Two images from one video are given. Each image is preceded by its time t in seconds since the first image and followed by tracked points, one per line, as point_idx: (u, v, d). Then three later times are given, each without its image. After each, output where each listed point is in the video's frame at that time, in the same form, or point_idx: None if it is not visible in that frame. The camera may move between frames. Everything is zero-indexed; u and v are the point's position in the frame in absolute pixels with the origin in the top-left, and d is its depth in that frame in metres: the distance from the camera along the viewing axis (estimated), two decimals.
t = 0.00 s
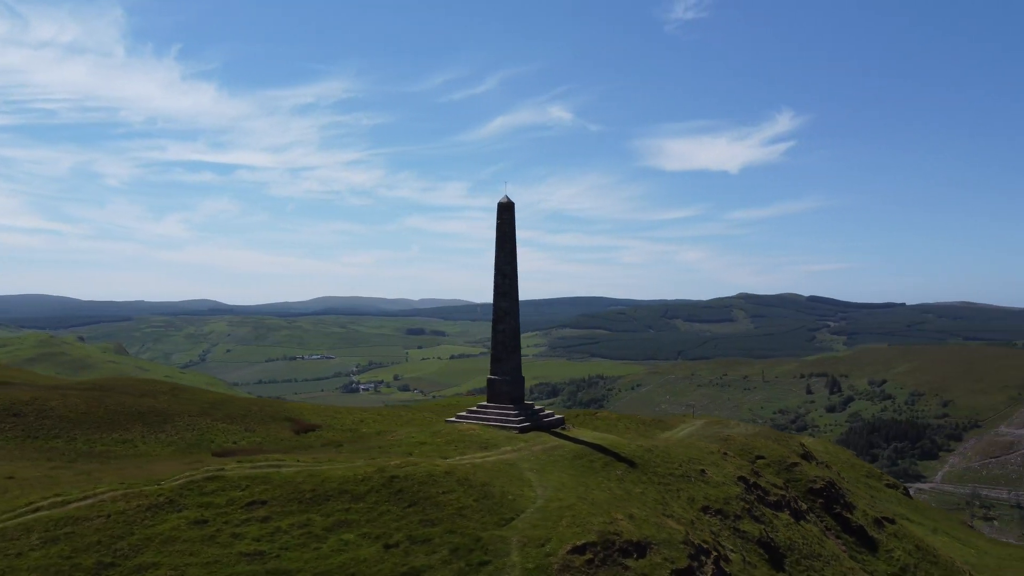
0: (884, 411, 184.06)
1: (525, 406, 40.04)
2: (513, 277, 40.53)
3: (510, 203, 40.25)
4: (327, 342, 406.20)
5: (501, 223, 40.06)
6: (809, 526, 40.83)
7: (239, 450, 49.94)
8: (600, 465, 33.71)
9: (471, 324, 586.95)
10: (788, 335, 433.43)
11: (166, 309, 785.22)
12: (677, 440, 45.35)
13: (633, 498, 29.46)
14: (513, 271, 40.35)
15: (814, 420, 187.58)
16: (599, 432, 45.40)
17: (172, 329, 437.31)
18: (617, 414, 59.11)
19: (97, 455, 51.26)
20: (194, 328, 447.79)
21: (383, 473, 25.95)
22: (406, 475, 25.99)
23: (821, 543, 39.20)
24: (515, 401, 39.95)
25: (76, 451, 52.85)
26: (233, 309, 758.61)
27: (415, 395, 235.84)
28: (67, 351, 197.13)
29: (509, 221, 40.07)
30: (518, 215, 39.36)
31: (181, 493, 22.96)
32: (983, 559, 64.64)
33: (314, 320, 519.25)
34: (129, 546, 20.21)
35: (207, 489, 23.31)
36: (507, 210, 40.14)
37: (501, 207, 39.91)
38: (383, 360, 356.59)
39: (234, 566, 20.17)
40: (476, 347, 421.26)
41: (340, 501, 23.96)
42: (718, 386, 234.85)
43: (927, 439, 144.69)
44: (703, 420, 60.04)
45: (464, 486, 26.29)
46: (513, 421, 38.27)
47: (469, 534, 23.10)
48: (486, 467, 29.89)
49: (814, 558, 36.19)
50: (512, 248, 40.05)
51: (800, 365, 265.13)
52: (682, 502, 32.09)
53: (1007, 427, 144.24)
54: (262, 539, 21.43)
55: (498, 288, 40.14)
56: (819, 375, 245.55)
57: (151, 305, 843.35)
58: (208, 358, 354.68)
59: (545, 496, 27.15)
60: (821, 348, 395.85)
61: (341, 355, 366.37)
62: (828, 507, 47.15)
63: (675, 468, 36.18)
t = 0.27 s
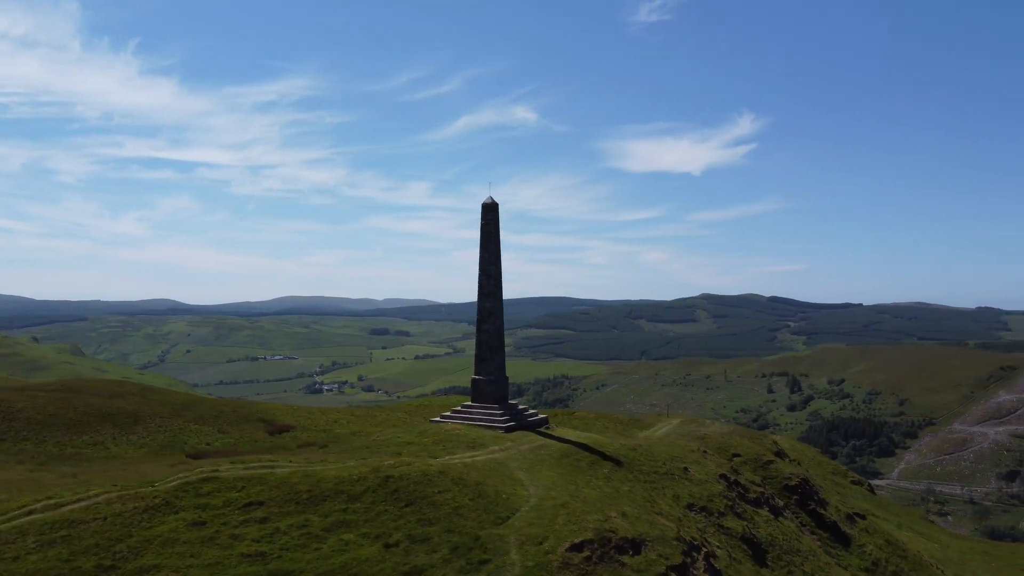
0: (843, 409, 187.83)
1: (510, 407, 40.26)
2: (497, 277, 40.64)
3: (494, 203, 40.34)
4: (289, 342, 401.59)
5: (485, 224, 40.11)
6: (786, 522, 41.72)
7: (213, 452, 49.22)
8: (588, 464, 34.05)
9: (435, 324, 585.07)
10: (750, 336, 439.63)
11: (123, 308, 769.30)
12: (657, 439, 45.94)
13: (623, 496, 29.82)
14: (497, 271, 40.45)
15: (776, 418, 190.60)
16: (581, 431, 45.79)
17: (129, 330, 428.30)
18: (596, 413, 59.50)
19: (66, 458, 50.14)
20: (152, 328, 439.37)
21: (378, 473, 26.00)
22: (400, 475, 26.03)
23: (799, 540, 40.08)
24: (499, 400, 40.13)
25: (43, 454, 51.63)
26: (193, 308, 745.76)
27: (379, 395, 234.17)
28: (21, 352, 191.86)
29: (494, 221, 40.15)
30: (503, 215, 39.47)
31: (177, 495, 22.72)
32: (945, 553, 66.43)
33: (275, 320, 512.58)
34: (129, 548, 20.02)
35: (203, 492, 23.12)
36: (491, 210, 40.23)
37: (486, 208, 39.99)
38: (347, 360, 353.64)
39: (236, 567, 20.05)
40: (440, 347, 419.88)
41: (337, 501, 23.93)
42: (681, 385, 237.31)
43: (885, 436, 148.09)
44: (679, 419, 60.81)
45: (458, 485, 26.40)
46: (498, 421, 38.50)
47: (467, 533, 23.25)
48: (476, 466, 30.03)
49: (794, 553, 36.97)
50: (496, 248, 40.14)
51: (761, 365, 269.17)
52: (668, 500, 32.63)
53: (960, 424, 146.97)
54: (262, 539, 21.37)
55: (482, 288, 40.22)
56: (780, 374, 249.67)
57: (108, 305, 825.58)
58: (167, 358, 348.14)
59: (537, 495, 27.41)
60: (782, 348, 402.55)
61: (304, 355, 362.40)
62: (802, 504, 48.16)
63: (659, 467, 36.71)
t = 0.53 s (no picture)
0: (814, 408, 190.39)
1: (503, 407, 40.52)
2: (491, 277, 40.77)
3: (488, 205, 40.43)
4: (261, 342, 397.71)
5: (479, 225, 40.20)
6: (775, 518, 42.44)
7: (200, 452, 48.74)
8: (584, 462, 34.42)
9: (409, 324, 582.88)
10: (722, 336, 443.76)
11: (89, 308, 756.63)
12: (647, 438, 46.44)
13: (621, 494, 30.21)
14: (490, 272, 40.58)
15: (749, 418, 192.68)
16: (573, 430, 46.18)
17: (96, 330, 421.23)
18: (584, 413, 59.86)
19: (47, 459, 49.33)
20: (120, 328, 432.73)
21: (382, 473, 26.12)
22: (404, 475, 26.18)
23: (788, 536, 40.81)
24: (493, 400, 40.38)
25: (23, 455, 50.78)
26: (162, 307, 735.56)
27: (353, 395, 232.80)
28: None
29: (488, 223, 40.25)
30: (497, 216, 39.61)
31: (184, 496, 22.66)
32: (922, 548, 67.73)
33: (246, 321, 507.14)
34: (141, 549, 20.00)
35: (210, 493, 23.10)
36: (485, 211, 40.34)
37: (479, 209, 40.06)
38: (319, 360, 351.09)
39: (249, 567, 20.10)
40: (414, 347, 418.45)
41: (344, 501, 24.03)
42: (655, 385, 238.96)
43: (855, 435, 150.51)
44: (664, 418, 61.38)
45: (461, 484, 26.59)
46: (494, 421, 38.73)
47: (475, 531, 23.47)
48: (477, 465, 30.25)
49: (783, 549, 37.67)
50: (490, 249, 40.25)
51: (733, 365, 271.88)
52: (664, 498, 33.12)
53: (927, 422, 148.95)
54: (272, 539, 21.44)
55: (476, 289, 40.36)
56: (752, 374, 252.51)
57: (74, 305, 811.60)
58: (136, 359, 342.97)
59: (539, 493, 27.70)
60: (753, 348, 406.90)
61: (276, 356, 359.12)
62: (787, 501, 48.97)
63: (653, 465, 37.18)
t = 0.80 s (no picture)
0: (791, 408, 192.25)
1: (502, 406, 40.77)
2: (489, 278, 40.99)
3: (486, 206, 40.64)
4: (238, 343, 394.49)
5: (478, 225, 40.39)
6: (769, 516, 43.04)
7: (192, 452, 48.36)
8: (587, 461, 34.77)
9: (388, 325, 580.99)
10: (700, 336, 446.91)
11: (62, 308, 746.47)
12: (642, 437, 46.89)
13: (625, 492, 30.57)
14: (489, 272, 40.79)
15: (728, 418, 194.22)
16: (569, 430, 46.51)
17: (69, 330, 415.43)
18: (577, 413, 60.18)
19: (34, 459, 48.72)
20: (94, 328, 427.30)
21: (393, 473, 26.27)
22: (413, 474, 26.34)
23: (782, 533, 41.42)
24: (491, 400, 40.62)
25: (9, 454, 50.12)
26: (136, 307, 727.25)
27: (332, 396, 231.71)
28: None
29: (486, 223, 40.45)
30: (496, 217, 39.81)
31: (199, 496, 22.68)
32: (906, 545, 68.70)
33: (223, 321, 502.81)
34: (159, 549, 20.01)
35: (223, 493, 23.14)
36: (483, 212, 40.53)
37: (478, 210, 40.24)
38: (298, 361, 348.92)
39: (268, 566, 20.18)
40: (394, 348, 417.30)
41: (357, 500, 24.16)
42: (634, 385, 240.20)
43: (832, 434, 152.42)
44: (655, 418, 61.83)
45: (470, 483, 26.79)
46: (494, 421, 38.99)
47: (489, 530, 23.66)
48: (482, 464, 30.45)
49: (779, 546, 38.28)
50: (489, 250, 40.44)
51: (712, 365, 274.00)
52: (666, 495, 33.53)
53: (903, 421, 150.54)
54: (289, 537, 21.54)
55: (475, 289, 40.55)
56: (731, 374, 254.55)
57: (47, 305, 800.26)
58: (111, 360, 338.75)
59: (547, 492, 27.97)
60: (731, 348, 410.25)
61: (254, 356, 356.41)
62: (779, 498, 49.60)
63: (651, 464, 37.59)
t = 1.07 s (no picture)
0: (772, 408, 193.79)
1: (503, 406, 41.00)
2: (490, 278, 41.14)
3: (487, 206, 40.76)
4: (218, 343, 391.55)
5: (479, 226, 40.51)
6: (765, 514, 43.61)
7: (186, 452, 47.95)
8: (590, 460, 35.07)
9: (369, 325, 579.18)
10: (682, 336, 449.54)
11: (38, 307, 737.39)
12: (639, 436, 47.31)
13: (631, 490, 30.88)
14: (490, 272, 40.95)
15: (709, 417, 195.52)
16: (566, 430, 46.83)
17: (45, 330, 410.31)
18: (572, 412, 60.49)
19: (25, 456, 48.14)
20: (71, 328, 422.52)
21: (404, 472, 26.42)
22: (425, 473, 26.49)
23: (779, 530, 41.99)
24: (493, 399, 40.84)
25: None
26: (114, 307, 719.79)
27: (314, 396, 230.76)
28: None
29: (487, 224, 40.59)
30: (498, 217, 39.96)
31: (215, 496, 22.71)
32: (892, 542, 69.51)
33: (203, 321, 498.93)
34: (180, 548, 20.05)
35: (239, 492, 23.20)
36: (485, 211, 40.65)
37: (480, 210, 40.35)
38: (279, 361, 346.93)
39: (289, 564, 20.28)
40: (375, 348, 416.15)
41: (372, 499, 24.30)
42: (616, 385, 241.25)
43: (812, 433, 154.11)
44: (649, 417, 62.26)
45: (481, 482, 26.97)
46: (496, 420, 39.23)
47: (504, 528, 23.90)
48: (489, 463, 30.66)
49: (778, 543, 38.83)
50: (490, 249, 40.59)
51: (693, 365, 275.79)
52: (669, 494, 33.93)
53: (880, 421, 152.08)
54: (307, 536, 21.67)
55: (476, 289, 40.71)
56: (712, 374, 256.27)
57: (22, 304, 790.30)
58: (89, 360, 334.91)
59: (555, 491, 28.23)
60: (712, 348, 413.01)
61: (234, 356, 354.01)
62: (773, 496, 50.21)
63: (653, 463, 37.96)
